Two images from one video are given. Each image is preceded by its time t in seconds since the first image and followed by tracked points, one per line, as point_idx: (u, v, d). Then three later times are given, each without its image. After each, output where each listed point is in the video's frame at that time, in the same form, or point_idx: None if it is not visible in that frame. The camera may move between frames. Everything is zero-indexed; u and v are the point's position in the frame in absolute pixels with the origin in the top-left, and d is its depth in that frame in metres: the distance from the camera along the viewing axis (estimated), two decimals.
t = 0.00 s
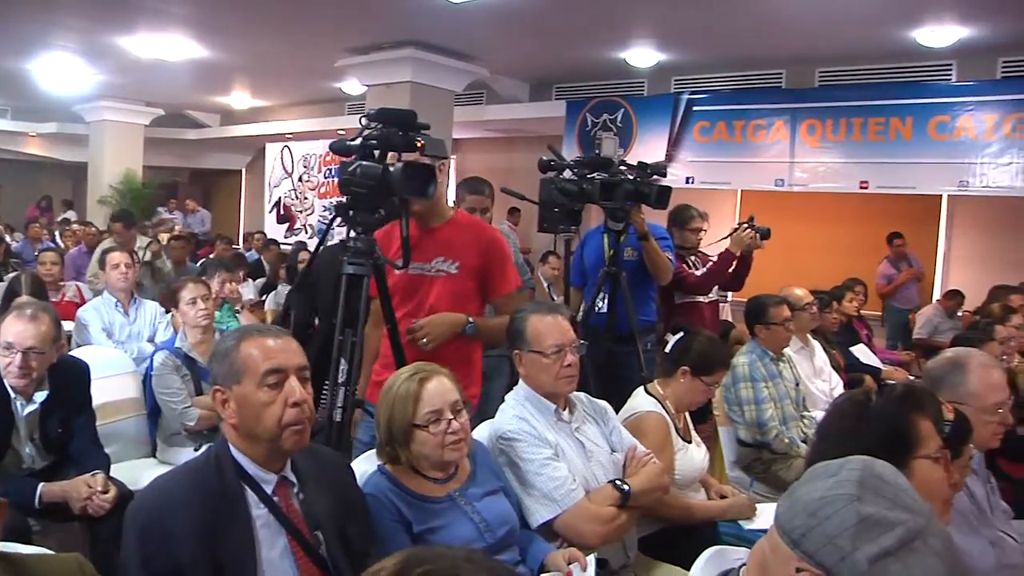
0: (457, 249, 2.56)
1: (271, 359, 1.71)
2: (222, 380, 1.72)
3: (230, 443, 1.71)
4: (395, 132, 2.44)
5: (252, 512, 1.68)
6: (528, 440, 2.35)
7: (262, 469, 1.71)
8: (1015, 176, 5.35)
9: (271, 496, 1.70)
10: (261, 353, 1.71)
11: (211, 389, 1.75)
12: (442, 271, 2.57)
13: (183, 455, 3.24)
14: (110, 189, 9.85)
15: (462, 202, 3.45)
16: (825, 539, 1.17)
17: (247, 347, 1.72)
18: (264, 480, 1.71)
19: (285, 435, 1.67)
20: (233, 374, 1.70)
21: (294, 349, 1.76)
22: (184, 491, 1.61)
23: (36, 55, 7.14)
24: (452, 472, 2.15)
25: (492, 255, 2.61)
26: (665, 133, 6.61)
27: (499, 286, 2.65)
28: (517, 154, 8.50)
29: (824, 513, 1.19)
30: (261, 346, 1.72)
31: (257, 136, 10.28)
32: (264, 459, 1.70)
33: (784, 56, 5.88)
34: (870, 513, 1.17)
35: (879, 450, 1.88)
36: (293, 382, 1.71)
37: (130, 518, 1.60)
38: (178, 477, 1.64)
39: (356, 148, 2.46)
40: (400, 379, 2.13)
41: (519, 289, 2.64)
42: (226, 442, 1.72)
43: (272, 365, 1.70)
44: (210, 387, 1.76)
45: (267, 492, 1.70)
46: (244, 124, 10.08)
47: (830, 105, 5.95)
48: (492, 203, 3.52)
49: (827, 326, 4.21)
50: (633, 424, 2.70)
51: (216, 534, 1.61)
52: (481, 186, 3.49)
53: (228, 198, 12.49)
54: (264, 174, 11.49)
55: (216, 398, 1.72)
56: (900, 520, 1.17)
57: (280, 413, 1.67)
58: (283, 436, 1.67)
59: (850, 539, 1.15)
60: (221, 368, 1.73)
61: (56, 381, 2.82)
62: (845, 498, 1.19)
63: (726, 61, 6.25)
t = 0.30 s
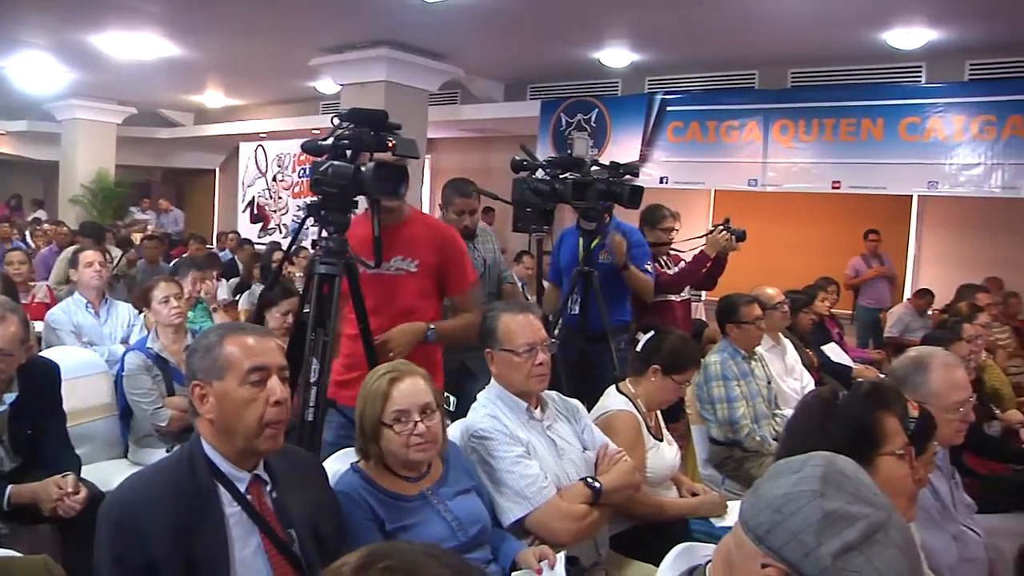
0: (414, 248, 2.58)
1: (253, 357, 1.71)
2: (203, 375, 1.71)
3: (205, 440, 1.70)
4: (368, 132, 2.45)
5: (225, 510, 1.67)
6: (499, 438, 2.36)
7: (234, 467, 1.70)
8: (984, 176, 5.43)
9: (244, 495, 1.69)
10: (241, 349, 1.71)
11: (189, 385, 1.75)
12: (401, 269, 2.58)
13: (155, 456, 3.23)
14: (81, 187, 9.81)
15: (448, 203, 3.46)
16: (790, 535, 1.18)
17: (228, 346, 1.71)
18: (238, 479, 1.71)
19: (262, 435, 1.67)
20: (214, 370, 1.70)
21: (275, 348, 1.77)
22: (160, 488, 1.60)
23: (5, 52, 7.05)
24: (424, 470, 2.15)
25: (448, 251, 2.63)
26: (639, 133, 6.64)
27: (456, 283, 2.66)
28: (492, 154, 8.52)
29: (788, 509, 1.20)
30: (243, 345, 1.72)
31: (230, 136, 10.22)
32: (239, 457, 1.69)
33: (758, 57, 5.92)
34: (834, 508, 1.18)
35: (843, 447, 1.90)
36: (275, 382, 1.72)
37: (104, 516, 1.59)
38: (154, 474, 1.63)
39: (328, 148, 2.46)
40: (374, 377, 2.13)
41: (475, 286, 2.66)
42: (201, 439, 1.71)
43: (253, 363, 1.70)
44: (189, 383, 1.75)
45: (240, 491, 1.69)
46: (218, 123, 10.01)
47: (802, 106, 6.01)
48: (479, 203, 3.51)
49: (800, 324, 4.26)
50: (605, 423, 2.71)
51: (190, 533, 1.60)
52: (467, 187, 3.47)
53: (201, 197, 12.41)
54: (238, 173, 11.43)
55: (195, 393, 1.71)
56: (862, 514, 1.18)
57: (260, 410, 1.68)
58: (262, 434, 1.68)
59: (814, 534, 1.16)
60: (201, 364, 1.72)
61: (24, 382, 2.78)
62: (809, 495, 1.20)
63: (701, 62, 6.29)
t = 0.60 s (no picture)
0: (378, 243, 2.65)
1: (234, 362, 1.71)
2: (183, 380, 1.70)
3: (187, 445, 1.70)
4: (353, 131, 2.45)
5: (208, 514, 1.67)
6: (485, 436, 2.37)
7: (218, 471, 1.70)
8: (968, 174, 5.47)
9: (228, 498, 1.69)
10: (222, 353, 1.71)
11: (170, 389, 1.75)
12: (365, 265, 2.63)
13: (143, 456, 3.22)
14: (68, 188, 9.78)
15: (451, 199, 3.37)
16: (774, 532, 1.18)
17: (209, 350, 1.71)
18: (221, 482, 1.71)
19: (245, 437, 1.68)
20: (194, 376, 1.69)
21: (256, 351, 1.77)
22: (143, 493, 1.60)
23: None
24: (410, 469, 2.15)
25: (409, 244, 2.72)
26: (626, 131, 6.68)
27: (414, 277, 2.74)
28: (480, 153, 8.52)
29: (773, 505, 1.20)
30: (225, 349, 1.72)
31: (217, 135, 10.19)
32: (221, 459, 1.69)
33: (745, 55, 5.94)
34: (818, 505, 1.18)
35: (826, 444, 1.91)
36: (255, 387, 1.72)
37: (86, 521, 1.58)
38: (137, 479, 1.62)
39: (313, 147, 2.45)
40: (362, 376, 2.14)
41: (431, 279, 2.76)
42: (183, 443, 1.71)
43: (234, 368, 1.70)
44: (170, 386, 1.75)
45: (224, 495, 1.69)
46: (205, 123, 9.98)
47: (788, 104, 6.04)
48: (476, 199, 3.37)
49: (786, 321, 4.28)
50: (592, 420, 2.72)
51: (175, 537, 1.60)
52: (467, 184, 3.37)
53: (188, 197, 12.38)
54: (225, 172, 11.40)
55: (176, 398, 1.71)
56: (845, 511, 1.18)
57: (241, 415, 1.68)
58: (244, 437, 1.68)
59: (799, 531, 1.17)
60: (182, 368, 1.72)
61: (10, 383, 2.76)
62: (794, 491, 1.20)
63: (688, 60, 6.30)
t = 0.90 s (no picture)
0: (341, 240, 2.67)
1: (211, 373, 1.69)
2: (161, 383, 1.70)
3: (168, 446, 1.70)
4: (338, 128, 2.44)
5: (191, 515, 1.67)
6: (472, 431, 2.37)
7: (199, 472, 1.70)
8: (953, 169, 5.50)
9: (210, 499, 1.69)
10: (201, 356, 1.70)
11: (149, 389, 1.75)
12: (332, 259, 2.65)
13: (130, 453, 3.21)
14: (54, 185, 9.72)
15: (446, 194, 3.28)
16: (763, 528, 1.18)
17: (188, 354, 1.70)
18: (203, 483, 1.70)
19: (220, 448, 1.67)
20: (171, 381, 1.69)
21: (234, 357, 1.75)
22: (124, 495, 1.60)
23: None
24: (397, 465, 2.15)
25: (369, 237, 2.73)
26: (614, 127, 6.69)
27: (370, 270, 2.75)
28: (467, 150, 8.52)
29: (763, 502, 1.19)
30: (203, 355, 1.70)
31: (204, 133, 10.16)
32: (200, 462, 1.69)
33: (731, 51, 5.95)
34: (807, 501, 1.17)
35: (810, 439, 1.92)
36: (231, 398, 1.70)
37: (67, 523, 1.58)
38: (117, 482, 1.62)
39: (299, 143, 2.45)
40: (349, 371, 2.15)
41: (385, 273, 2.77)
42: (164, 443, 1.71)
43: (209, 379, 1.68)
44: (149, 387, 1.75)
45: (206, 495, 1.69)
46: (191, 120, 9.95)
47: (775, 100, 6.06)
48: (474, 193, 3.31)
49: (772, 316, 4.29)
50: (578, 416, 2.72)
51: (157, 540, 1.60)
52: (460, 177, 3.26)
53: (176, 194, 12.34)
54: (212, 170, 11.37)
55: (153, 400, 1.72)
56: (834, 507, 1.18)
57: (214, 426, 1.67)
58: (219, 447, 1.67)
59: (787, 527, 1.16)
60: (160, 371, 1.71)
61: None
62: (783, 488, 1.19)
63: (675, 57, 6.30)
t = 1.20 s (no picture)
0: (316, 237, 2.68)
1: (186, 374, 1.68)
2: (136, 386, 1.69)
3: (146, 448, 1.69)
4: (318, 125, 2.44)
5: (171, 517, 1.66)
6: (455, 429, 2.37)
7: (178, 473, 1.69)
8: (935, 166, 5.54)
9: (190, 501, 1.68)
10: (176, 357, 1.69)
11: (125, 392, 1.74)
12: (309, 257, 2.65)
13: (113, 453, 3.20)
14: (34, 184, 9.63)
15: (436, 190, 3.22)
16: (747, 524, 1.18)
17: (162, 356, 1.69)
18: (183, 485, 1.69)
19: (197, 450, 1.66)
20: (145, 383, 1.68)
21: (210, 358, 1.74)
22: (101, 498, 1.59)
23: None
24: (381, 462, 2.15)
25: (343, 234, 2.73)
26: (599, 124, 6.69)
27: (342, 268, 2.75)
28: (452, 148, 8.51)
29: (747, 498, 1.19)
30: (178, 357, 1.69)
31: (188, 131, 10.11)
32: (178, 464, 1.68)
33: (715, 49, 5.97)
34: (792, 498, 1.18)
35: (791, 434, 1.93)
36: (206, 398, 1.69)
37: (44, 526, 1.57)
38: (95, 484, 1.61)
39: (280, 141, 2.43)
40: (333, 370, 2.14)
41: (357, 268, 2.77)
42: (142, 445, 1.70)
43: (183, 381, 1.67)
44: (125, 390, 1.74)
45: (186, 497, 1.68)
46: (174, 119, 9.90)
47: (757, 97, 6.09)
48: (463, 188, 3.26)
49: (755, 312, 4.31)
50: (563, 413, 2.73)
51: (135, 543, 1.59)
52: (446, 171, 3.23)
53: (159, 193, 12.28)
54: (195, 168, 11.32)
55: (129, 404, 1.71)
56: (817, 504, 1.18)
57: (189, 428, 1.66)
58: (196, 449, 1.66)
59: (773, 524, 1.16)
60: (135, 373, 1.70)
61: None
62: (769, 484, 1.20)
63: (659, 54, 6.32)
